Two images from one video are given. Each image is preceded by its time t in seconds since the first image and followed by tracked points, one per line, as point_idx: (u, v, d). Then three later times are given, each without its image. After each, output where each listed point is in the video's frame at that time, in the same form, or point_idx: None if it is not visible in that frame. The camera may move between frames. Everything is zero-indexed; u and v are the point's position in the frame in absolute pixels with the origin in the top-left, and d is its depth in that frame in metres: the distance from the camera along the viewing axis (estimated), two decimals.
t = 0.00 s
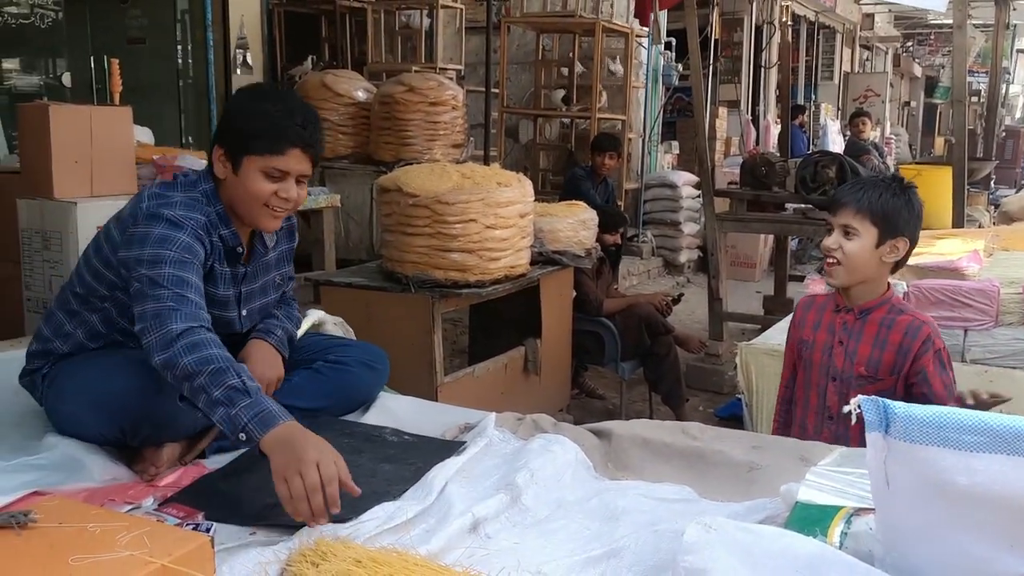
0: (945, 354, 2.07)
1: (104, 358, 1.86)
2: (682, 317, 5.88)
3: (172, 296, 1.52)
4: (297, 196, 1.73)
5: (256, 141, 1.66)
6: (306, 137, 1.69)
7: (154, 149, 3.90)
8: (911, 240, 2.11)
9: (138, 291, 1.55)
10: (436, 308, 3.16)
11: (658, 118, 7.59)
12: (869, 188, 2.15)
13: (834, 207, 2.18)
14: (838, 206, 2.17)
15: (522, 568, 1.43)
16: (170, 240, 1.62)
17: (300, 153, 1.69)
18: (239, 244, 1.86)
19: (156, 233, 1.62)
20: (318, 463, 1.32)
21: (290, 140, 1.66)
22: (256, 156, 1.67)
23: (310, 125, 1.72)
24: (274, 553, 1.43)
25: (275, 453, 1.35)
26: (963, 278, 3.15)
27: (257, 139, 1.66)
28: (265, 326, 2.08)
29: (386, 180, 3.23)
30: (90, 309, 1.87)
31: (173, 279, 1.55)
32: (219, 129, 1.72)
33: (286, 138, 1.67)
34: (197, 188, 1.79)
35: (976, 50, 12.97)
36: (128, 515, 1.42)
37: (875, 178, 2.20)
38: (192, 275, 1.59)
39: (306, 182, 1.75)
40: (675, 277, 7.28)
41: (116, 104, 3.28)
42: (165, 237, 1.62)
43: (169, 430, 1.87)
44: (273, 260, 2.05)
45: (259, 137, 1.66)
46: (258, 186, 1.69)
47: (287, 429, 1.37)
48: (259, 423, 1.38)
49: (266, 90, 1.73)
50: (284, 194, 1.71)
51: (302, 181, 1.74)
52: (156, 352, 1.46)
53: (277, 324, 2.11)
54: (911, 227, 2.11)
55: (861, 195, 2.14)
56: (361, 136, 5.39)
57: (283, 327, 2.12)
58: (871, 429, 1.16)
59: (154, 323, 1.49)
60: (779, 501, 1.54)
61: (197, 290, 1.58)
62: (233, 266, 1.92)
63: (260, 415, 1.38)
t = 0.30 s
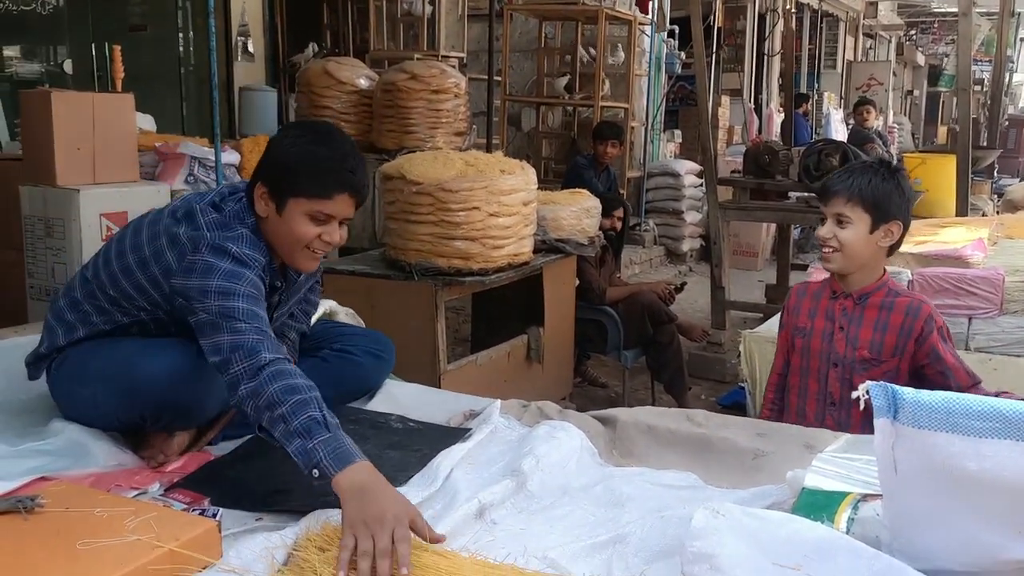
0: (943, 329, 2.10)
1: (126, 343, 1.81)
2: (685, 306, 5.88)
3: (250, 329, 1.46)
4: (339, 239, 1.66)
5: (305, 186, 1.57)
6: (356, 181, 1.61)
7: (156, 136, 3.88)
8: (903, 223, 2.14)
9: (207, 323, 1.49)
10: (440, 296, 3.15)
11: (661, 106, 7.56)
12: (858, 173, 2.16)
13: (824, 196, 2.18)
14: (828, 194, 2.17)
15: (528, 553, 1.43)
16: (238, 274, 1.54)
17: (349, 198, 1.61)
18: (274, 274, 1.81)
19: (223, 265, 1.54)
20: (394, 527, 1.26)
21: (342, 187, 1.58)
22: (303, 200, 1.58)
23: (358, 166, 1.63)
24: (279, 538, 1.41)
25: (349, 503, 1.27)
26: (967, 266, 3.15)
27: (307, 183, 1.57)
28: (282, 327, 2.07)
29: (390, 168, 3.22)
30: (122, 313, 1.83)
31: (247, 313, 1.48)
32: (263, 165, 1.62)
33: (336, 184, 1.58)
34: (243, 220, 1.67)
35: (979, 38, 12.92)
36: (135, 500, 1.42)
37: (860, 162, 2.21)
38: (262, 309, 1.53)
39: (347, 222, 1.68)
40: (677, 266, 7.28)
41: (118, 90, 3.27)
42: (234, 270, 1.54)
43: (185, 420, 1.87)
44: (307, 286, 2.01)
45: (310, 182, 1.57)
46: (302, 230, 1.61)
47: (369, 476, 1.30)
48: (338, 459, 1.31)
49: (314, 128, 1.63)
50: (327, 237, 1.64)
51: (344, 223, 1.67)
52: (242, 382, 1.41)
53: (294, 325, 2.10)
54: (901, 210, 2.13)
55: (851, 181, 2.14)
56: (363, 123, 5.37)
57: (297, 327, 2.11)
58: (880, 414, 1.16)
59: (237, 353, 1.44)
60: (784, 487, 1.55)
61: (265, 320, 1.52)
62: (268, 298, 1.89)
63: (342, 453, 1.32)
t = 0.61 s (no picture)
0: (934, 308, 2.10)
1: (123, 326, 1.80)
2: (685, 290, 5.88)
3: (241, 315, 1.46)
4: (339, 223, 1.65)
5: (304, 171, 1.56)
6: (354, 165, 1.60)
7: (155, 118, 3.87)
8: (893, 204, 2.13)
9: (197, 310, 1.49)
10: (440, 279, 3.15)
11: (662, 90, 7.52)
12: (850, 154, 2.14)
13: (816, 177, 2.16)
14: (820, 174, 2.16)
15: (530, 534, 1.43)
16: (228, 260, 1.53)
17: (348, 182, 1.60)
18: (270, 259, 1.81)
19: (213, 252, 1.54)
20: (402, 508, 1.26)
21: (339, 171, 1.57)
22: (301, 186, 1.57)
23: (357, 149, 1.62)
24: (282, 519, 1.41)
25: (353, 487, 1.27)
26: (969, 250, 3.14)
27: (304, 168, 1.56)
28: (279, 309, 2.06)
29: (391, 150, 3.21)
30: (117, 299, 1.83)
31: (238, 300, 1.47)
32: (260, 151, 1.62)
33: (334, 169, 1.57)
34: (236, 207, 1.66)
35: (982, 22, 12.87)
36: (137, 481, 1.42)
37: (853, 144, 2.20)
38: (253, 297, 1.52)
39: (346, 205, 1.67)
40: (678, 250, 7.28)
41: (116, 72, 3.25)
42: (224, 257, 1.53)
43: (186, 399, 1.87)
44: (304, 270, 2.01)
45: (307, 166, 1.56)
46: (301, 216, 1.60)
47: (366, 459, 1.30)
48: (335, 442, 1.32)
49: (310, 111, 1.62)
50: (327, 222, 1.63)
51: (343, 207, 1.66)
52: (232, 368, 1.41)
53: (291, 307, 2.10)
54: (892, 190, 2.12)
55: (843, 161, 2.13)
56: (363, 106, 5.35)
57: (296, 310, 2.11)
58: (881, 396, 1.16)
59: (227, 339, 1.43)
60: (786, 470, 1.55)
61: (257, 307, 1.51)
62: (264, 282, 1.89)
63: (338, 436, 1.32)
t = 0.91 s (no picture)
0: (930, 298, 2.11)
1: (122, 318, 1.81)
2: (685, 284, 5.88)
3: (226, 299, 1.43)
4: (332, 205, 1.66)
5: (292, 153, 1.57)
6: (343, 146, 1.60)
7: (154, 112, 3.86)
8: (886, 197, 2.13)
9: (184, 297, 1.46)
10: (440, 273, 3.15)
11: (662, 84, 7.51)
12: (842, 147, 2.14)
13: (809, 172, 2.16)
14: (813, 169, 2.15)
15: (531, 528, 1.43)
16: (218, 244, 1.52)
17: (337, 163, 1.60)
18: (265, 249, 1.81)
19: (203, 238, 1.53)
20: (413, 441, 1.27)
21: (328, 152, 1.58)
22: (291, 169, 1.58)
23: (345, 131, 1.63)
24: (282, 513, 1.42)
25: (364, 409, 1.28)
26: (970, 244, 3.14)
27: (294, 151, 1.56)
28: (276, 301, 2.08)
29: (390, 144, 3.20)
30: (113, 293, 1.83)
31: (224, 282, 1.45)
32: (248, 136, 1.62)
33: (322, 149, 1.58)
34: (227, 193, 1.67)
35: (982, 17, 12.86)
36: (138, 474, 1.42)
37: (846, 137, 2.19)
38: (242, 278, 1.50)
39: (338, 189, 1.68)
40: (678, 244, 7.29)
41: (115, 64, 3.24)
42: (213, 242, 1.52)
43: (188, 392, 1.87)
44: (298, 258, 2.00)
45: (296, 149, 1.56)
46: (294, 201, 1.61)
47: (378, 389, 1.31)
48: (335, 379, 1.31)
49: (296, 93, 1.62)
50: (319, 205, 1.63)
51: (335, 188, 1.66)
52: (215, 352, 1.38)
53: (289, 300, 2.11)
54: (885, 183, 2.12)
55: (836, 156, 2.12)
56: (362, 100, 5.34)
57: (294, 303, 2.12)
58: (883, 390, 1.16)
59: (209, 325, 1.41)
60: (786, 464, 1.55)
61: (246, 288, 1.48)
62: (259, 270, 1.88)
63: (331, 374, 1.31)
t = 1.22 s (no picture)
0: (928, 288, 2.11)
1: (124, 316, 1.80)
2: (685, 281, 5.88)
3: (257, 310, 1.44)
4: (336, 209, 1.66)
5: (295, 158, 1.56)
6: (346, 149, 1.60)
7: (154, 108, 3.85)
8: (884, 188, 2.13)
9: (207, 304, 1.47)
10: (440, 269, 3.15)
11: (661, 80, 7.50)
12: (838, 142, 2.13)
13: (805, 167, 2.15)
14: (810, 163, 2.14)
15: (531, 524, 1.43)
16: (238, 254, 1.53)
17: (342, 167, 1.60)
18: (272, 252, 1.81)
19: (224, 246, 1.54)
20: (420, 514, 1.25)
21: (333, 156, 1.58)
22: (295, 174, 1.57)
23: (348, 133, 1.62)
24: (282, 508, 1.41)
25: (370, 485, 1.27)
26: (970, 241, 3.15)
27: (299, 156, 1.56)
28: (280, 300, 2.06)
29: (390, 140, 3.20)
30: (120, 293, 1.82)
31: (249, 295, 1.47)
32: (251, 142, 1.61)
33: (326, 156, 1.57)
34: (236, 200, 1.65)
35: (982, 14, 12.85)
36: (139, 469, 1.42)
37: (839, 131, 2.18)
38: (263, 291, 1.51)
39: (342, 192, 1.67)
40: (677, 241, 7.29)
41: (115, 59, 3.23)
42: (234, 251, 1.53)
43: (189, 389, 1.86)
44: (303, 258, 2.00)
45: (300, 154, 1.56)
46: (299, 206, 1.60)
47: (384, 457, 1.30)
48: (350, 442, 1.31)
49: (298, 99, 1.62)
50: (324, 210, 1.63)
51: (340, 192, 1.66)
52: (250, 360, 1.40)
53: (292, 297, 2.10)
54: (882, 176, 2.12)
55: (833, 151, 2.11)
56: (362, 96, 5.33)
57: (297, 301, 2.11)
58: (884, 386, 1.16)
59: (242, 334, 1.42)
60: (786, 460, 1.55)
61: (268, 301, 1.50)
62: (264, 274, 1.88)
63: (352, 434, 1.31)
